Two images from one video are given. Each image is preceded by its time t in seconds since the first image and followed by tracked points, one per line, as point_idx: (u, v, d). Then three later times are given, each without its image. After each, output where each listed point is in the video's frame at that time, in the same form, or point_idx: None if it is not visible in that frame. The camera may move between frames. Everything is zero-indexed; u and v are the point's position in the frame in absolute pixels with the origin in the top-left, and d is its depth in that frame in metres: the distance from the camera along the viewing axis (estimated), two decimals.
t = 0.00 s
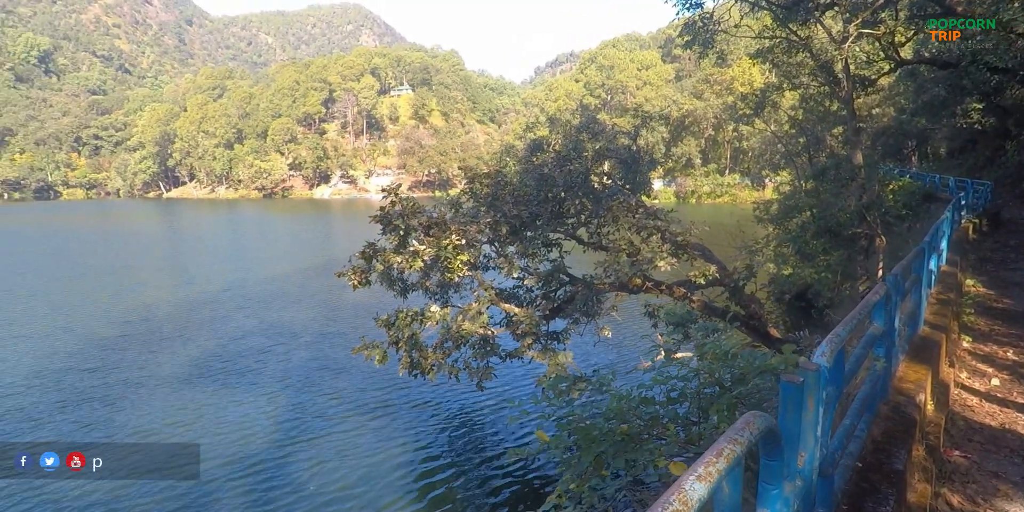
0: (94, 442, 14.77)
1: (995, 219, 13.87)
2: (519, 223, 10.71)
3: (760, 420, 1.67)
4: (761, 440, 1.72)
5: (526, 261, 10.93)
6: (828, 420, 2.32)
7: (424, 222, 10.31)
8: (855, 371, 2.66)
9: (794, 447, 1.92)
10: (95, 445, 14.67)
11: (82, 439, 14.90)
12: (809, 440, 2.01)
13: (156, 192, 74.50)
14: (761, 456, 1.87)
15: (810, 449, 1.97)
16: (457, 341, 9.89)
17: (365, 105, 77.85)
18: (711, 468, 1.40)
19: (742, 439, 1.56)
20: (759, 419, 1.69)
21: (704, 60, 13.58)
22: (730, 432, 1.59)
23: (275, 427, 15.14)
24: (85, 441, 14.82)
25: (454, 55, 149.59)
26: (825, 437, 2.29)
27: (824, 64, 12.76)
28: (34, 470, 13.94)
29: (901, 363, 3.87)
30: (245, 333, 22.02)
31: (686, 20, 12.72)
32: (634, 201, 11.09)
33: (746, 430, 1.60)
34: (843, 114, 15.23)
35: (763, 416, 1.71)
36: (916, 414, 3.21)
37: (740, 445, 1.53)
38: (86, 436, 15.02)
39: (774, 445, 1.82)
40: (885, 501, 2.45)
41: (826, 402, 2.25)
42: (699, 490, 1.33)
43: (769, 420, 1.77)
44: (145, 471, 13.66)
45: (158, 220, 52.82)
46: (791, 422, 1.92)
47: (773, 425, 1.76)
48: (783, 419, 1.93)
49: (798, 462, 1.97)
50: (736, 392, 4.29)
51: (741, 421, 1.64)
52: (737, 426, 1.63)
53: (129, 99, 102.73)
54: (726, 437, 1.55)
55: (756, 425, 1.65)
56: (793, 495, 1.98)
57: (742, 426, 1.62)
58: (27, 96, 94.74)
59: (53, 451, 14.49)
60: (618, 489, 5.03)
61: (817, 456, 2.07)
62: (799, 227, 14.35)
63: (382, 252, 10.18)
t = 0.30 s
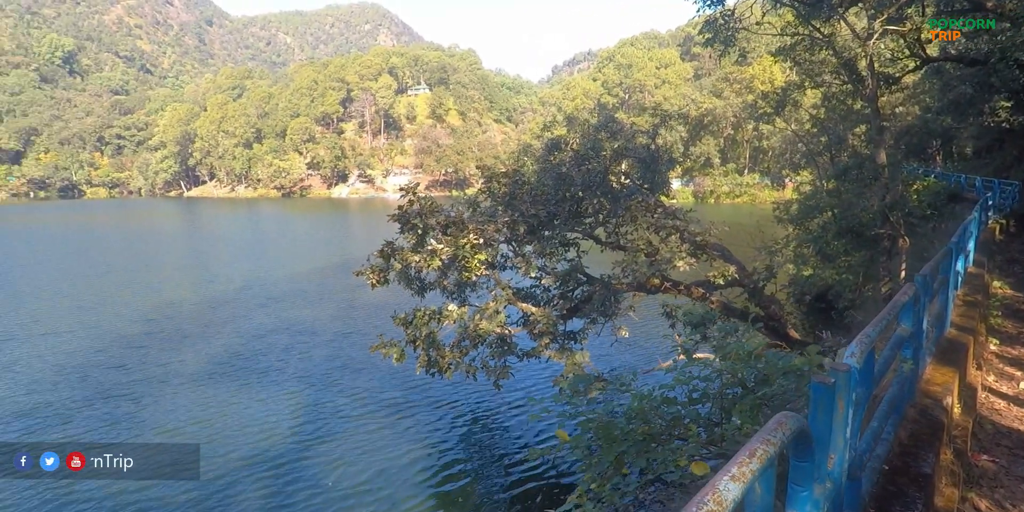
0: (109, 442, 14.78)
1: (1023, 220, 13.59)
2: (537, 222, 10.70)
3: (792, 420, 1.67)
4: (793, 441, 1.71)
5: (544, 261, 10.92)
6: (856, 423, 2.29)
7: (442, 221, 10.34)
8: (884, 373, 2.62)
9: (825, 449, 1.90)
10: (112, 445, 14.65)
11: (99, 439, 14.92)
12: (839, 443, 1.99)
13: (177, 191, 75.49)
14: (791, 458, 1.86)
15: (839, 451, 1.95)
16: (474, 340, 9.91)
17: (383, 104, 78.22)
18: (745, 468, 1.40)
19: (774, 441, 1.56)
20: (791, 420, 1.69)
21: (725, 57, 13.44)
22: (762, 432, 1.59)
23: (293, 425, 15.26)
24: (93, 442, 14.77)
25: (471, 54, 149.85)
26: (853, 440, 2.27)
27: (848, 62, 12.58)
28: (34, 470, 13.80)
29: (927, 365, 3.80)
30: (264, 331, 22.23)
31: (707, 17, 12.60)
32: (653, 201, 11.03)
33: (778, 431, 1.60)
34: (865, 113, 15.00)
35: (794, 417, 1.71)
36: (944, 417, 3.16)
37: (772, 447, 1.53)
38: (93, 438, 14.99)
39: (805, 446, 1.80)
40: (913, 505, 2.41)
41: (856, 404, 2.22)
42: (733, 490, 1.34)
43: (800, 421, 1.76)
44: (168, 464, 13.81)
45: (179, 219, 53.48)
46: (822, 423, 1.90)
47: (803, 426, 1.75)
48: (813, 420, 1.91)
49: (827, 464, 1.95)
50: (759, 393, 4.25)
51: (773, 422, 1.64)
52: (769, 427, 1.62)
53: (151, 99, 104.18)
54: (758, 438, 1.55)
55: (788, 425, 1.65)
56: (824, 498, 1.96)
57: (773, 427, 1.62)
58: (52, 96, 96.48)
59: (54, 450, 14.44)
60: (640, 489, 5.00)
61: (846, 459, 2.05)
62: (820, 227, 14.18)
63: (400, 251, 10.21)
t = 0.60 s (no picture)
0: (134, 441, 14.80)
1: None
2: (553, 221, 10.70)
3: (827, 420, 1.65)
4: (828, 442, 1.69)
5: (560, 259, 10.89)
6: (886, 424, 2.25)
7: (458, 219, 10.37)
8: (913, 373, 2.58)
9: (857, 449, 1.87)
10: (128, 445, 14.64)
11: (117, 438, 14.95)
12: (871, 443, 1.95)
13: (195, 189, 76.40)
14: (823, 458, 1.83)
15: (870, 451, 1.92)
16: (490, 337, 9.93)
17: (399, 103, 78.53)
18: (783, 468, 1.39)
19: (811, 439, 1.54)
20: (825, 419, 1.67)
21: (743, 54, 13.33)
22: (798, 432, 1.57)
23: (310, 421, 15.37)
24: (105, 442, 14.76)
25: (486, 53, 150.06)
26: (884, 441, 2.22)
27: (868, 58, 12.43)
28: (34, 470, 13.77)
29: (953, 366, 3.73)
30: (281, 328, 22.43)
31: (726, 13, 12.50)
32: (670, 199, 10.96)
33: (815, 430, 1.58)
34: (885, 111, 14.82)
35: (829, 417, 1.69)
36: (971, 419, 3.10)
37: (810, 445, 1.51)
38: (103, 437, 14.99)
39: (838, 446, 1.77)
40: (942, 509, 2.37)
41: (887, 406, 2.18)
42: (772, 490, 1.33)
43: (834, 421, 1.73)
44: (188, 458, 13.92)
45: (196, 216, 54.11)
46: (855, 423, 1.86)
47: (837, 427, 1.72)
48: (846, 420, 1.88)
49: (859, 465, 1.91)
50: (782, 394, 4.21)
51: (810, 421, 1.62)
52: (804, 426, 1.60)
53: (170, 98, 105.36)
54: (795, 438, 1.53)
55: (824, 425, 1.63)
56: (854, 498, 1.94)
57: (810, 425, 1.60)
58: (73, 95, 97.85)
59: (53, 451, 14.41)
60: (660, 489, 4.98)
61: (877, 459, 2.01)
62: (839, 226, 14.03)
63: (416, 248, 10.25)
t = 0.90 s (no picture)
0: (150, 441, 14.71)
1: None
2: (572, 218, 10.67)
3: (867, 420, 1.69)
4: (868, 442, 1.73)
5: (578, 256, 10.87)
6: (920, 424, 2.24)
7: (477, 216, 10.38)
8: (945, 372, 2.56)
9: (896, 450, 1.88)
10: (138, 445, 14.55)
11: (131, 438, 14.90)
12: (907, 444, 1.95)
13: (214, 185, 77.30)
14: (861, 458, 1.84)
15: (907, 453, 1.92)
16: (508, 334, 9.95)
17: (417, 100, 78.78)
18: (826, 472, 1.45)
19: (852, 440, 1.59)
20: (865, 419, 1.70)
21: (763, 50, 13.20)
22: (839, 432, 1.62)
23: (328, 416, 15.51)
24: (115, 441, 14.73)
25: (503, 49, 149.96)
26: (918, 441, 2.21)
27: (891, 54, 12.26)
28: (34, 470, 13.68)
29: (982, 366, 3.68)
30: (298, 324, 22.65)
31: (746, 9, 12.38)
32: (689, 196, 10.91)
33: (856, 431, 1.62)
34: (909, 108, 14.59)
35: (869, 416, 1.72)
36: (1002, 419, 3.06)
37: (851, 446, 1.57)
38: (111, 437, 14.93)
39: (877, 448, 1.79)
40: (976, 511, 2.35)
41: (922, 406, 2.17)
42: (816, 491, 1.39)
43: (874, 421, 1.76)
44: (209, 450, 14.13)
45: (216, 212, 54.76)
46: (894, 424, 1.86)
47: (878, 427, 1.75)
48: (885, 419, 1.89)
49: (896, 466, 1.91)
50: (810, 391, 4.16)
51: (851, 421, 1.66)
52: (845, 427, 1.64)
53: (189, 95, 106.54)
54: (837, 438, 1.59)
55: (864, 425, 1.67)
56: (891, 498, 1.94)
57: (851, 426, 1.64)
58: (95, 92, 99.26)
59: (54, 450, 14.29)
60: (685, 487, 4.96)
61: (913, 460, 2.01)
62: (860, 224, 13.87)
63: (435, 245, 10.28)
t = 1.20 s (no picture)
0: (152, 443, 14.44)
1: None
2: (592, 214, 10.65)
3: (914, 420, 1.75)
4: (913, 444, 1.77)
5: (599, 252, 10.85)
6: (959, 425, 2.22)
7: (498, 211, 10.40)
8: (984, 371, 2.53)
9: (939, 450, 1.87)
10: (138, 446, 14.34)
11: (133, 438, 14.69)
12: (950, 445, 1.94)
13: (236, 179, 78.31)
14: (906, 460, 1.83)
15: (949, 455, 1.92)
16: (529, 330, 9.97)
17: (437, 95, 78.95)
18: (877, 472, 1.52)
19: (900, 441, 1.66)
20: (911, 418, 1.77)
21: (785, 45, 13.01)
22: (887, 433, 1.69)
23: (348, 411, 15.67)
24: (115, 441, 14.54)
25: (523, 44, 149.74)
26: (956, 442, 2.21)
27: (917, 50, 12.03)
28: (34, 470, 13.49)
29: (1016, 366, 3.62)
30: (319, 319, 22.89)
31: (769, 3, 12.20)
32: (711, 193, 10.81)
33: (903, 431, 1.70)
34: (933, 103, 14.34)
35: (914, 416, 1.78)
36: None
37: (900, 447, 1.64)
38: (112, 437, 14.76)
39: (922, 450, 1.79)
40: None
41: (962, 409, 2.16)
42: (868, 493, 1.47)
43: (918, 422, 1.80)
44: (230, 442, 14.38)
45: (237, 207, 55.48)
46: (936, 425, 1.87)
47: (922, 430, 1.79)
48: (927, 419, 1.88)
49: (937, 468, 1.91)
50: (841, 391, 4.17)
51: (898, 421, 1.73)
52: (892, 427, 1.71)
53: (211, 89, 107.80)
54: (885, 439, 1.65)
55: (911, 425, 1.73)
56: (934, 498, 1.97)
57: (898, 427, 1.71)
58: (119, 87, 100.85)
59: (54, 450, 14.14)
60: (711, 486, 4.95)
61: (954, 460, 2.00)
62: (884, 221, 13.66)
63: (456, 240, 10.33)
